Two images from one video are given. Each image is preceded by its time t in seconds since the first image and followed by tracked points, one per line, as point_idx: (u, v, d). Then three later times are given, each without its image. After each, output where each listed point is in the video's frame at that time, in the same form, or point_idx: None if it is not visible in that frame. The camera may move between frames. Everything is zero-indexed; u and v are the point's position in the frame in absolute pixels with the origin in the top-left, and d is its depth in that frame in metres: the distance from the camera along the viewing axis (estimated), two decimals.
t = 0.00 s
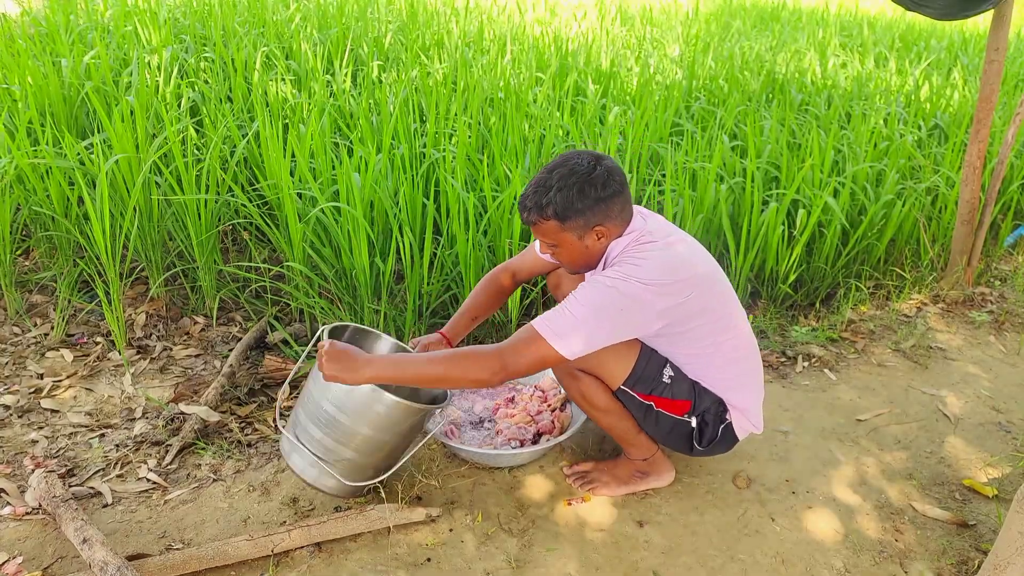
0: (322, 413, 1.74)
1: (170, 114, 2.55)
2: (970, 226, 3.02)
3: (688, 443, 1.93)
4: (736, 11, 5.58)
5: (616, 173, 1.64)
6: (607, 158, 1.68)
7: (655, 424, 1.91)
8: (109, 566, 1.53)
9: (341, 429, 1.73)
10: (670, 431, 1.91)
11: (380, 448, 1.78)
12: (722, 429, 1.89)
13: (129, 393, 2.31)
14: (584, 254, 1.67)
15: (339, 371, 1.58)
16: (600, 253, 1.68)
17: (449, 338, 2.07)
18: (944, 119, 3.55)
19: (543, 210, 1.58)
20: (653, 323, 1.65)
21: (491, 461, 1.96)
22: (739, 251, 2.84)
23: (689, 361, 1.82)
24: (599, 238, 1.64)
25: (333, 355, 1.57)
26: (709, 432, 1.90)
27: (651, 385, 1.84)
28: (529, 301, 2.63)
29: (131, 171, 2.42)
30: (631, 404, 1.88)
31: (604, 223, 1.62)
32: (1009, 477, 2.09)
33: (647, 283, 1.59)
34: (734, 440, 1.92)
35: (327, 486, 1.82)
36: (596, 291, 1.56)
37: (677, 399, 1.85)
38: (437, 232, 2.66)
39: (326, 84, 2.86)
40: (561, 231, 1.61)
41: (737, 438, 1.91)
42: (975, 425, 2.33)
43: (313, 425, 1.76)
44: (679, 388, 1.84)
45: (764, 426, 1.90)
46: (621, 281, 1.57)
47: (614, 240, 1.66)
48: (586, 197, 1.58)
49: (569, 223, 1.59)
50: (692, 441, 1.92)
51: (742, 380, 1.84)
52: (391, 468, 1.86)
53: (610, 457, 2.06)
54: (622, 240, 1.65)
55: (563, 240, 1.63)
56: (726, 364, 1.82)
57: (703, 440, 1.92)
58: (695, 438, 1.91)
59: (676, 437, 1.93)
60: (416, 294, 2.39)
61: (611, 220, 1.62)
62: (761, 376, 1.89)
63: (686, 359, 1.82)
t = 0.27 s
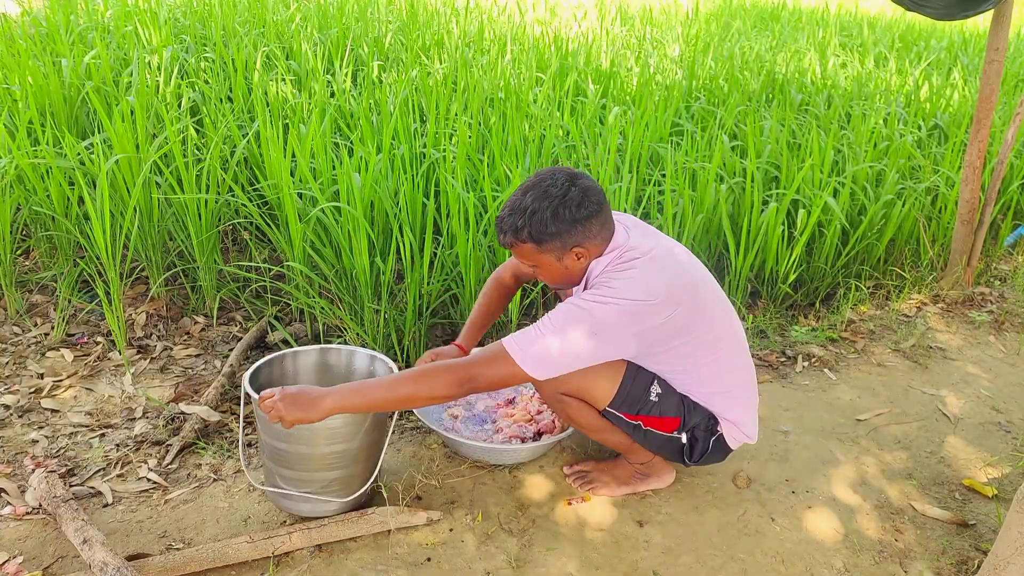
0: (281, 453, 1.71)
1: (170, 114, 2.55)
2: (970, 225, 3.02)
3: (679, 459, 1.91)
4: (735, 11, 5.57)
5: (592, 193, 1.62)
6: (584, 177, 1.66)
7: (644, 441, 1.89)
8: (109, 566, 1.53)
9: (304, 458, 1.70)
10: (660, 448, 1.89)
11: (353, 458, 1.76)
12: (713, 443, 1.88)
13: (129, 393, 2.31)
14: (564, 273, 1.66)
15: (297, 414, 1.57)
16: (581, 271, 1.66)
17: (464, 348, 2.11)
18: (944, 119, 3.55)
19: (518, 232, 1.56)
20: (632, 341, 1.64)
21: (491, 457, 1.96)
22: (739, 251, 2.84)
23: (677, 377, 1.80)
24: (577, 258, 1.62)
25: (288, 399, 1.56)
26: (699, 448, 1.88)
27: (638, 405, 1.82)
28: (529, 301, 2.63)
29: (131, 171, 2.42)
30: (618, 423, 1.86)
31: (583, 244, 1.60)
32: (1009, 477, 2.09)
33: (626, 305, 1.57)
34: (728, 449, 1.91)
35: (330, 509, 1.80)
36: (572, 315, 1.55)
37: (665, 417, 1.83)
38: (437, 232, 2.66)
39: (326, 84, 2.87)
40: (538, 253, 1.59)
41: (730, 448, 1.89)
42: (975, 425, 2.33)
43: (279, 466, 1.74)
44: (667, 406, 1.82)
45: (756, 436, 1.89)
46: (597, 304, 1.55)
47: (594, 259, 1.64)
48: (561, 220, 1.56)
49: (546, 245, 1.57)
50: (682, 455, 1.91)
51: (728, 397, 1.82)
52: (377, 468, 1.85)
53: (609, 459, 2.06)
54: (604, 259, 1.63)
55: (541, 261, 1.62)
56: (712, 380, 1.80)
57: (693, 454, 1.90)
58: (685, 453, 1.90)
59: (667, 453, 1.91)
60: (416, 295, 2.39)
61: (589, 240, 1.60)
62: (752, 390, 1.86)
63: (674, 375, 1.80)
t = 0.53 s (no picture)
0: (276, 469, 1.70)
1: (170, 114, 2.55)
2: (970, 225, 3.02)
3: (672, 471, 1.91)
4: (736, 11, 5.57)
5: (598, 201, 1.60)
6: (590, 185, 1.64)
7: (640, 452, 1.88)
8: (109, 566, 1.53)
9: (300, 471, 1.70)
10: (654, 460, 1.88)
11: (347, 463, 1.77)
12: (708, 458, 1.86)
13: (129, 393, 2.31)
14: (567, 280, 1.66)
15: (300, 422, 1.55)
16: (584, 279, 1.66)
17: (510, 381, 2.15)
18: (944, 119, 3.55)
19: (520, 239, 1.57)
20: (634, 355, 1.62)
21: (492, 458, 1.96)
22: (739, 251, 2.84)
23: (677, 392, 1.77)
24: (579, 266, 1.62)
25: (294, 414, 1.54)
26: (693, 463, 1.87)
27: (635, 420, 1.79)
28: (529, 301, 2.63)
29: (131, 171, 2.42)
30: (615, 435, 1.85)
31: (586, 253, 1.59)
32: (1009, 477, 2.09)
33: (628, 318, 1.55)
34: (723, 463, 1.89)
35: (334, 509, 1.83)
36: (572, 327, 1.53)
37: (662, 433, 1.81)
38: (437, 232, 2.66)
39: (326, 84, 2.87)
40: (540, 260, 1.60)
41: (725, 464, 1.88)
42: (975, 425, 2.33)
43: (275, 481, 1.73)
44: (664, 423, 1.79)
45: (753, 457, 1.86)
46: (599, 316, 1.53)
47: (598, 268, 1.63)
48: (563, 229, 1.55)
49: (547, 253, 1.57)
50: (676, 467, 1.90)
51: (731, 411, 1.80)
52: (371, 465, 1.87)
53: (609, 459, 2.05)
54: (608, 268, 1.61)
55: (544, 268, 1.62)
56: (714, 396, 1.78)
57: (687, 467, 1.89)
58: (679, 466, 1.89)
59: (661, 464, 1.90)
60: (416, 295, 2.38)
61: (592, 250, 1.59)
62: (755, 408, 1.83)
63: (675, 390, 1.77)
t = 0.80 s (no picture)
0: (276, 470, 1.70)
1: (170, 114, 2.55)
2: (970, 225, 3.02)
3: (665, 472, 1.89)
4: (736, 11, 5.57)
5: (634, 180, 1.62)
6: (628, 165, 1.66)
7: (635, 449, 1.87)
8: (109, 566, 1.53)
9: (299, 471, 1.70)
10: (649, 459, 1.88)
11: (347, 462, 1.77)
12: (703, 463, 1.83)
13: (129, 393, 2.31)
14: (593, 258, 1.67)
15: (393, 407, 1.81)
16: (611, 259, 1.67)
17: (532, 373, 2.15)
18: (943, 119, 3.55)
19: (553, 208, 1.61)
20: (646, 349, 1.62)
21: (492, 458, 1.98)
22: (739, 251, 2.84)
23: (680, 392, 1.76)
24: (607, 244, 1.63)
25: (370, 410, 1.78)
26: (686, 467, 1.84)
27: (634, 415, 1.79)
28: (529, 301, 2.63)
29: (132, 171, 2.42)
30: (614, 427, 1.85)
31: (615, 231, 1.61)
32: (1008, 476, 2.09)
33: (645, 307, 1.56)
34: (719, 475, 1.86)
35: (334, 509, 1.83)
36: (592, 311, 1.57)
37: (659, 432, 1.80)
38: (437, 232, 2.66)
39: (326, 84, 2.87)
40: (570, 232, 1.62)
41: (721, 473, 1.84)
42: (974, 425, 2.33)
43: (275, 481, 1.73)
44: (661, 422, 1.78)
45: (752, 470, 1.82)
46: (618, 302, 1.56)
47: (626, 249, 1.64)
48: (594, 202, 1.57)
49: (577, 225, 1.60)
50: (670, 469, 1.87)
51: (740, 422, 1.76)
52: (371, 464, 1.88)
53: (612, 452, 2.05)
54: (637, 252, 1.63)
55: (573, 242, 1.65)
56: (725, 404, 1.75)
57: (681, 471, 1.86)
58: (673, 469, 1.86)
59: (654, 464, 1.89)
60: (416, 295, 2.38)
61: (621, 228, 1.60)
62: (761, 424, 1.79)
63: (679, 390, 1.76)
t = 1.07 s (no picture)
0: (276, 470, 1.70)
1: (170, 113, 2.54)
2: (970, 225, 3.02)
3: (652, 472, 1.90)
4: (735, 11, 5.57)
5: (644, 169, 1.62)
6: (639, 155, 1.66)
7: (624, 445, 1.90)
8: (109, 566, 1.53)
9: (299, 471, 1.70)
10: (638, 456, 1.89)
11: (347, 462, 1.77)
12: (689, 467, 1.83)
13: (129, 393, 2.31)
14: (599, 246, 1.68)
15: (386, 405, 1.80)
16: (617, 248, 1.67)
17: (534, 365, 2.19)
18: (943, 119, 3.55)
19: (562, 192, 1.63)
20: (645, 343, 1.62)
21: (491, 458, 1.98)
22: (739, 251, 2.84)
23: (673, 394, 1.75)
24: (614, 232, 1.63)
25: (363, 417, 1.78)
26: (673, 469, 1.84)
27: (619, 412, 1.81)
28: (529, 300, 2.63)
29: (132, 171, 2.42)
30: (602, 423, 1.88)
31: (621, 219, 1.61)
32: (1008, 476, 2.09)
33: (643, 301, 1.56)
34: (707, 479, 1.85)
35: (334, 509, 1.83)
36: (594, 300, 1.58)
37: (643, 431, 1.81)
38: (437, 232, 2.66)
39: (326, 84, 2.87)
40: (578, 218, 1.64)
41: (708, 478, 1.83)
42: (974, 425, 2.33)
43: (275, 481, 1.73)
44: (646, 421, 1.80)
45: (742, 478, 1.81)
46: (621, 293, 1.56)
47: (633, 240, 1.65)
48: (602, 188, 1.58)
49: (584, 211, 1.62)
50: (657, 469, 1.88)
51: (736, 425, 1.74)
52: (371, 464, 1.88)
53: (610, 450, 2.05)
54: (643, 243, 1.62)
55: (580, 228, 1.66)
56: (723, 407, 1.73)
57: (668, 473, 1.86)
58: (659, 470, 1.86)
59: (643, 462, 1.90)
60: (416, 295, 2.38)
61: (628, 216, 1.60)
62: (757, 428, 1.77)
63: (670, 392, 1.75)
